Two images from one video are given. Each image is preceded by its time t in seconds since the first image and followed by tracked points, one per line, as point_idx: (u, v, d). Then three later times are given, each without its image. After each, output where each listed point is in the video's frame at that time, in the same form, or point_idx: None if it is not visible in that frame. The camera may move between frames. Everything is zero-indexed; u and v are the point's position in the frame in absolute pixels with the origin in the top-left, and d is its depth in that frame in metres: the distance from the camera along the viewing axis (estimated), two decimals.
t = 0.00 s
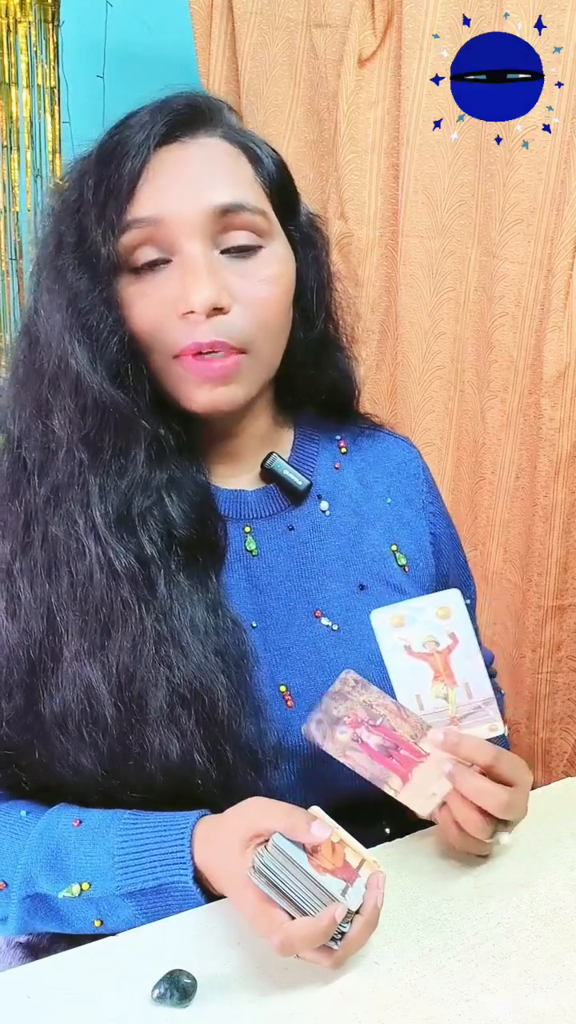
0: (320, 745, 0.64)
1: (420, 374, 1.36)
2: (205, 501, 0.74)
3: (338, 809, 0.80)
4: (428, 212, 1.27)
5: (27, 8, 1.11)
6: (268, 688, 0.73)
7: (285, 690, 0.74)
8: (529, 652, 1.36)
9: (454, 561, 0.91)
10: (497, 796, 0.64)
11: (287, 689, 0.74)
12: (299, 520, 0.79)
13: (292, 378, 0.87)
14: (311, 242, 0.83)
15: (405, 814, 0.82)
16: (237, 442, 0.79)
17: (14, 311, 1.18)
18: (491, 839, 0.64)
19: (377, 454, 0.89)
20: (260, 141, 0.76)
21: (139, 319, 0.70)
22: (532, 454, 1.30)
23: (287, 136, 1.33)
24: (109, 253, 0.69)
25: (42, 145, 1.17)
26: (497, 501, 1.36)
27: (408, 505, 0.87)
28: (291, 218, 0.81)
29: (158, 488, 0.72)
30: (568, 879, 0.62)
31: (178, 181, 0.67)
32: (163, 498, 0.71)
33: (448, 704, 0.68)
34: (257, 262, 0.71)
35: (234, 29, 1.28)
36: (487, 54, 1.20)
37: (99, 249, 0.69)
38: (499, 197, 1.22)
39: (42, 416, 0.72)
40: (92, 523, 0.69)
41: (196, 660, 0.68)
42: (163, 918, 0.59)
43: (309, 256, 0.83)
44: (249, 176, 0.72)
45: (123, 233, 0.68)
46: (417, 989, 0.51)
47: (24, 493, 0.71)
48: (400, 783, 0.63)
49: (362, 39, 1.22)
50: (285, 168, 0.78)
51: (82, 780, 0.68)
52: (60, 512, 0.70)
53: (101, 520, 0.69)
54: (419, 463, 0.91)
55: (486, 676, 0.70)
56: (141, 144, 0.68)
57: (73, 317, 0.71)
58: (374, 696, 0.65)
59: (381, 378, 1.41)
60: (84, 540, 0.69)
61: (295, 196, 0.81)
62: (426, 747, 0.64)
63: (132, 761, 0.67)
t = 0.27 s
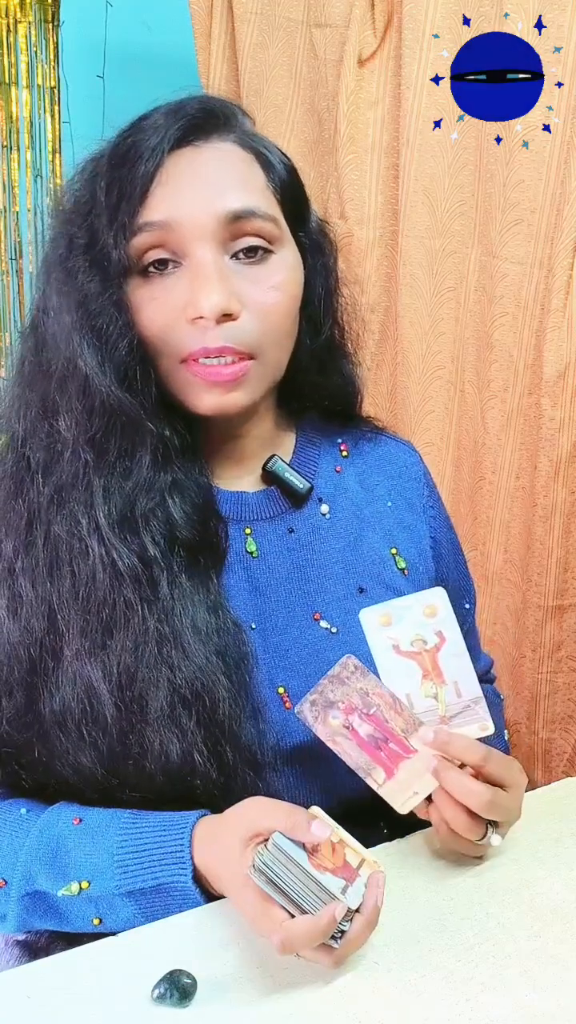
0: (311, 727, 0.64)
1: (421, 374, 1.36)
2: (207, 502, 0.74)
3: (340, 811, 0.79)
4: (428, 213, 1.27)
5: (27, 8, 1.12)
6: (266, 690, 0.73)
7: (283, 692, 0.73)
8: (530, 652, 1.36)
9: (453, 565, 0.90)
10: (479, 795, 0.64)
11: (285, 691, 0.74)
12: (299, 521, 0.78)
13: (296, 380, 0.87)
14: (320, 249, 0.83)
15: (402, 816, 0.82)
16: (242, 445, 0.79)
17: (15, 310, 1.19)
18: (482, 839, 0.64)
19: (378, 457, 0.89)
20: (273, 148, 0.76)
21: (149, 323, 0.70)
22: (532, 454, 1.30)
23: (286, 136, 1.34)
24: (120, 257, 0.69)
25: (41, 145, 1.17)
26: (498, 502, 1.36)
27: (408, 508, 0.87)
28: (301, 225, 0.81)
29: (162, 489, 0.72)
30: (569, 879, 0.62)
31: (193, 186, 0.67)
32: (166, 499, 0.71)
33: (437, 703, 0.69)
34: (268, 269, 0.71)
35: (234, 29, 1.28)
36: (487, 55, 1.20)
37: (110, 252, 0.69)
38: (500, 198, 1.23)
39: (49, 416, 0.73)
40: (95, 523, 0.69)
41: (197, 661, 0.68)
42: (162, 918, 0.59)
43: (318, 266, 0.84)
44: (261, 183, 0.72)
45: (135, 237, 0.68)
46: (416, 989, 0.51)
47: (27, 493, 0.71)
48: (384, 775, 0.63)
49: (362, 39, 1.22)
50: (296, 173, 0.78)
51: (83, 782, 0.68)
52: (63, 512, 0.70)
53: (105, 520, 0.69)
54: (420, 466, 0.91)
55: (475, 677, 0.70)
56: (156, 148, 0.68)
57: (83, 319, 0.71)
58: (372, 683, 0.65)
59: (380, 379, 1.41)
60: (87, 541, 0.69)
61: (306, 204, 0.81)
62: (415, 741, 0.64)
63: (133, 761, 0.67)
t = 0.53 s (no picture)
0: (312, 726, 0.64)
1: (421, 374, 1.35)
2: (208, 502, 0.74)
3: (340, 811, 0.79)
4: (428, 213, 1.27)
5: (27, 8, 1.12)
6: (265, 689, 0.73)
7: (283, 690, 0.74)
8: (530, 652, 1.36)
9: (451, 565, 0.90)
10: (479, 795, 0.64)
11: (284, 690, 0.74)
12: (297, 521, 0.78)
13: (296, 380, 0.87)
14: (321, 252, 0.83)
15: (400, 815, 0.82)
16: (242, 445, 0.79)
17: (14, 310, 1.18)
18: (483, 839, 0.64)
19: (376, 458, 0.89)
20: (276, 150, 0.76)
21: (152, 325, 0.70)
22: (532, 454, 1.30)
23: (287, 137, 1.33)
24: (124, 259, 0.69)
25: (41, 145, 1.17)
26: (497, 502, 1.36)
27: (406, 508, 0.87)
28: (303, 227, 0.81)
29: (164, 489, 0.72)
30: (569, 879, 0.62)
31: (199, 187, 0.67)
32: (167, 499, 0.71)
33: (438, 703, 0.69)
34: (271, 271, 0.71)
35: (234, 29, 1.27)
36: (487, 54, 1.20)
37: (115, 253, 0.69)
38: (499, 198, 1.23)
39: (51, 416, 0.73)
40: (98, 523, 0.69)
41: (198, 660, 0.68)
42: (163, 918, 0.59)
43: (320, 269, 0.84)
44: (264, 185, 0.72)
45: (140, 238, 0.68)
46: (416, 989, 0.51)
47: (30, 492, 0.71)
48: (384, 775, 0.63)
49: (362, 39, 1.22)
50: (298, 176, 0.78)
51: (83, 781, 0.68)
52: (65, 512, 0.70)
53: (107, 519, 0.69)
54: (417, 467, 0.91)
55: (476, 677, 0.70)
56: (162, 150, 0.68)
57: (88, 319, 0.71)
58: (373, 682, 0.65)
59: (380, 380, 1.40)
60: (89, 540, 0.69)
61: (307, 207, 0.81)
62: (415, 741, 0.64)
63: (134, 761, 0.67)
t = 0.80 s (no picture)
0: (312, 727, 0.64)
1: (421, 374, 1.36)
2: (204, 502, 0.74)
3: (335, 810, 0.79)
4: (428, 212, 1.27)
5: (27, 8, 1.11)
6: (261, 686, 0.73)
7: (278, 688, 0.74)
8: (530, 652, 1.36)
9: (447, 564, 0.90)
10: (480, 796, 0.64)
11: (279, 688, 0.74)
12: (293, 520, 0.78)
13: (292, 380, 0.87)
14: (316, 252, 0.83)
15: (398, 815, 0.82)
16: (238, 444, 0.79)
17: (14, 310, 1.18)
18: (484, 840, 0.64)
19: (372, 457, 0.89)
20: (270, 151, 0.76)
21: (146, 325, 0.69)
22: (532, 454, 1.30)
23: (286, 137, 1.34)
24: (119, 259, 0.69)
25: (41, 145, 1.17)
26: (498, 502, 1.36)
27: (402, 506, 0.87)
28: (297, 228, 0.81)
29: (160, 488, 0.72)
30: (569, 879, 0.62)
31: (194, 188, 0.67)
32: (163, 499, 0.71)
33: (440, 703, 0.69)
34: (266, 272, 0.71)
35: (234, 29, 1.28)
36: (487, 54, 1.20)
37: (110, 254, 0.69)
38: (499, 198, 1.22)
39: (47, 416, 0.72)
40: (94, 523, 0.69)
41: (195, 659, 0.68)
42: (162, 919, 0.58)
43: (314, 269, 0.83)
44: (259, 186, 0.72)
45: (135, 238, 0.68)
46: (417, 989, 0.51)
47: (25, 492, 0.71)
48: (385, 776, 0.63)
49: (362, 39, 1.22)
50: (293, 177, 0.78)
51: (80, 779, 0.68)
52: (62, 511, 0.70)
53: (103, 519, 0.69)
54: (412, 466, 0.91)
55: (478, 677, 0.70)
56: (156, 151, 0.68)
57: (84, 319, 0.71)
58: (374, 682, 0.65)
59: (381, 379, 1.41)
60: (86, 540, 0.69)
61: (301, 207, 0.81)
62: (416, 741, 0.64)
63: (131, 760, 0.67)
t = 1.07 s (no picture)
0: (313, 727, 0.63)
1: (421, 374, 1.36)
2: (201, 501, 0.74)
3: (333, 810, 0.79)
4: (428, 212, 1.27)
5: (27, 8, 1.11)
6: (260, 685, 0.73)
7: (278, 686, 0.74)
8: (530, 652, 1.36)
9: (445, 561, 0.90)
10: (479, 796, 0.64)
11: (279, 685, 0.74)
12: (290, 519, 0.79)
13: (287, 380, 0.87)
14: (309, 251, 0.83)
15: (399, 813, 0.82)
16: (234, 444, 0.79)
17: (14, 310, 1.18)
18: (484, 841, 0.64)
19: (368, 454, 0.89)
20: (262, 150, 0.76)
21: (141, 326, 0.70)
22: (532, 454, 1.30)
23: (286, 137, 1.33)
24: (113, 261, 0.69)
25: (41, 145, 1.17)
26: (498, 502, 1.36)
27: (398, 503, 0.87)
28: (290, 227, 0.81)
29: (157, 488, 0.72)
30: (568, 879, 0.62)
31: (185, 191, 0.67)
32: (160, 499, 0.71)
33: (441, 704, 0.69)
34: (260, 273, 0.71)
35: (234, 30, 1.28)
36: (487, 54, 1.20)
37: (103, 257, 0.69)
38: (499, 198, 1.23)
39: (43, 417, 0.72)
40: (91, 523, 0.69)
41: (195, 658, 0.68)
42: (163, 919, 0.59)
43: (307, 268, 0.83)
44: (252, 187, 0.72)
45: (127, 240, 0.68)
46: (416, 989, 0.51)
47: (22, 493, 0.71)
48: (385, 777, 0.63)
49: (363, 39, 1.22)
50: (285, 176, 0.78)
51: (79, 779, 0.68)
52: (59, 512, 0.70)
53: (100, 519, 0.69)
54: (408, 464, 0.91)
55: (478, 678, 0.70)
56: (149, 154, 0.68)
57: (78, 322, 0.71)
58: (375, 683, 0.65)
59: (380, 379, 1.41)
60: (83, 540, 0.69)
61: (295, 206, 0.81)
62: (416, 742, 0.65)
63: (132, 759, 0.67)
